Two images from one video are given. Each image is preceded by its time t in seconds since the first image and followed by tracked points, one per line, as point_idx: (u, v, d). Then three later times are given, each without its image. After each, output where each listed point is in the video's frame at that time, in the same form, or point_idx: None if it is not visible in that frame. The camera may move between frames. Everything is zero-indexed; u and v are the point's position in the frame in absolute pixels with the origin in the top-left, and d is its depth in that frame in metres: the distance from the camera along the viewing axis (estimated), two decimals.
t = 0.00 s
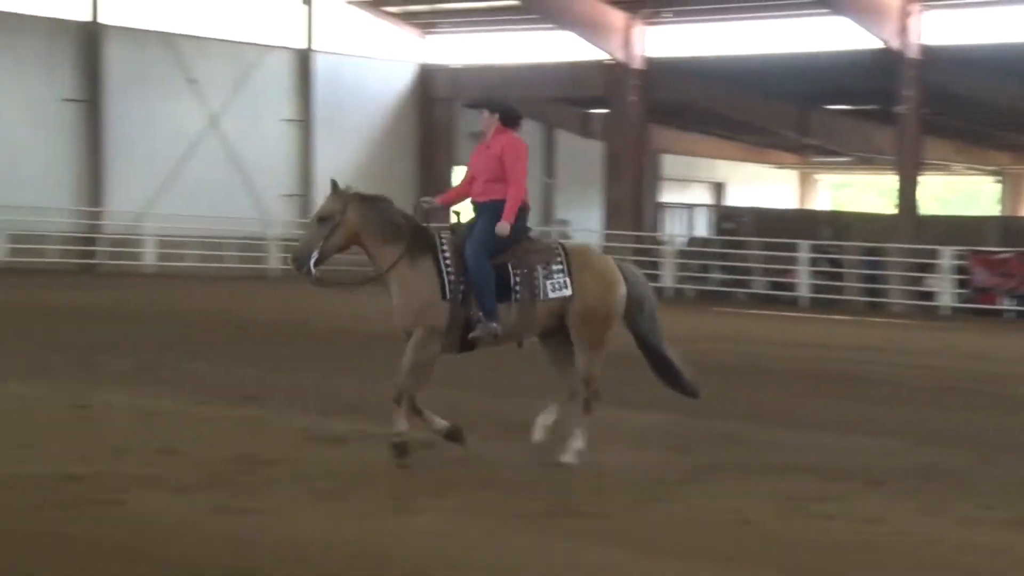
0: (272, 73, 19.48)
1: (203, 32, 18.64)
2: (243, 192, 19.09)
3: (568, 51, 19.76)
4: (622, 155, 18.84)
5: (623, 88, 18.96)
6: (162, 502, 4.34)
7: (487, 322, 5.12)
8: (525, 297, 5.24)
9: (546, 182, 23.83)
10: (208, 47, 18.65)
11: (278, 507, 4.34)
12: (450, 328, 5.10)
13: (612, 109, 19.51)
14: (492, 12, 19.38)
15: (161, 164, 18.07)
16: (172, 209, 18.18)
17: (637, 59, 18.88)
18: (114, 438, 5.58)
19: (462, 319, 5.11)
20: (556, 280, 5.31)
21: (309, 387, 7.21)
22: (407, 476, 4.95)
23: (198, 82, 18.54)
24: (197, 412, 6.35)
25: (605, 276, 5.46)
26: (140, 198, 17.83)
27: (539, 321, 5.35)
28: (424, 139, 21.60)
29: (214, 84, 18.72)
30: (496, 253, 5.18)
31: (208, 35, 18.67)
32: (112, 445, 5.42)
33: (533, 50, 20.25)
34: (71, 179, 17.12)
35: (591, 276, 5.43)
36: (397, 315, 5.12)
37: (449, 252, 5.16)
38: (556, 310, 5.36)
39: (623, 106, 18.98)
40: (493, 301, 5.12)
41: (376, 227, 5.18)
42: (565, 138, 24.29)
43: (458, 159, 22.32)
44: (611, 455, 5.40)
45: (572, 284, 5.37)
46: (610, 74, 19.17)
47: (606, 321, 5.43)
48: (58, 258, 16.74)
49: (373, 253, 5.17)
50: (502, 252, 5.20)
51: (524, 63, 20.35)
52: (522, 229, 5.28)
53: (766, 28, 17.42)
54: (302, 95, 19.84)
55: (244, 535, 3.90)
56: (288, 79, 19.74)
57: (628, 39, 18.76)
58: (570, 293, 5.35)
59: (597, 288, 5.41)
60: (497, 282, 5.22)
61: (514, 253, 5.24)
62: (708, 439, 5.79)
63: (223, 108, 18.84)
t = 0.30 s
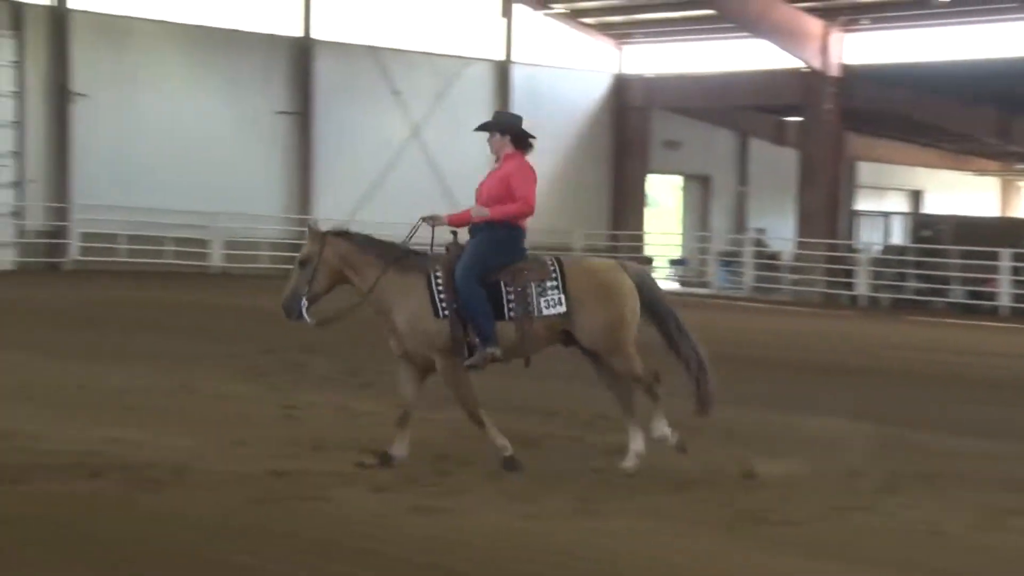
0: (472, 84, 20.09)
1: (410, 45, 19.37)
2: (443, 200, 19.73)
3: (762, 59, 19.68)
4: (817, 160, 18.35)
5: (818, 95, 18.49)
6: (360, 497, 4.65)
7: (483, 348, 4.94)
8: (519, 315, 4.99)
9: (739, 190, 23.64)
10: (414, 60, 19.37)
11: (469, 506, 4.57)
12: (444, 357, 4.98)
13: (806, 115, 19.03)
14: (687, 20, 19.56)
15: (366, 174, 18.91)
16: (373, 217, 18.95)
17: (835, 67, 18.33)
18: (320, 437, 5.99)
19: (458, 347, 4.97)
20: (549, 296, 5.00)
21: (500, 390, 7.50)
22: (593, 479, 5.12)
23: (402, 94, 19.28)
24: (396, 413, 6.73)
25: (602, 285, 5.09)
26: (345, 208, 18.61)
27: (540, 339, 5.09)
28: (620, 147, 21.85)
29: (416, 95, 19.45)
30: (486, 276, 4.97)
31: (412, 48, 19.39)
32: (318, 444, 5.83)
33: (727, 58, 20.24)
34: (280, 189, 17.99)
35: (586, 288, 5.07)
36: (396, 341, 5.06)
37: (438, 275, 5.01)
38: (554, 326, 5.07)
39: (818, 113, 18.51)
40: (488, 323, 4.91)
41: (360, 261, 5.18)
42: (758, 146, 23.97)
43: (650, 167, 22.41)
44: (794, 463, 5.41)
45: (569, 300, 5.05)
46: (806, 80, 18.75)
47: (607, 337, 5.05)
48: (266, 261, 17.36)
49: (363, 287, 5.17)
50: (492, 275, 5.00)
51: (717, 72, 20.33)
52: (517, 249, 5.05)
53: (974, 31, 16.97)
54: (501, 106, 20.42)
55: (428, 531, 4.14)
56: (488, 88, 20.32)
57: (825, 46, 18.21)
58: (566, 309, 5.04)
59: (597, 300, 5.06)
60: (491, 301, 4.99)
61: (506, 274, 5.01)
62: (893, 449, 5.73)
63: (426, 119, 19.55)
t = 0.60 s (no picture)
0: (642, 95, 20.14)
1: (581, 58, 19.59)
2: (612, 212, 19.75)
3: (943, 69, 19.26)
4: (997, 172, 17.54)
5: (999, 105, 17.83)
6: (535, 509, 4.75)
7: (442, 335, 4.93)
8: (486, 309, 4.98)
9: (915, 201, 22.92)
10: (583, 72, 19.55)
11: (645, 519, 4.62)
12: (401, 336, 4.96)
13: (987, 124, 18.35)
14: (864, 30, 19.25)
15: (536, 188, 19.10)
16: (552, 230, 19.15)
17: (1017, 76, 17.21)
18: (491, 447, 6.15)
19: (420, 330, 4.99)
20: (523, 296, 4.99)
21: (666, 403, 7.55)
22: (770, 495, 5.10)
23: (571, 107, 19.47)
24: (565, 425, 6.85)
25: (585, 292, 5.05)
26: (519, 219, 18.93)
27: (505, 339, 5.05)
28: (791, 155, 21.51)
29: (585, 109, 19.59)
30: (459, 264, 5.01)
31: (584, 60, 19.61)
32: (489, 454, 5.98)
33: (908, 68, 19.86)
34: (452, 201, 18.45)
35: (564, 291, 5.04)
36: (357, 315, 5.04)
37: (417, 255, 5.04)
38: (522, 329, 5.04)
39: (1000, 123, 17.76)
40: (451, 313, 4.93)
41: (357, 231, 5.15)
42: (937, 156, 23.12)
43: (823, 178, 21.90)
44: (969, 481, 5.29)
45: (543, 302, 5.02)
46: (988, 90, 18.12)
47: (576, 341, 5.02)
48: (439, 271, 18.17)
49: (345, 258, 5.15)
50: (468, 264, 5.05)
51: (896, 82, 19.85)
52: (498, 241, 5.11)
53: None
54: (671, 117, 20.38)
55: (605, 543, 4.21)
56: (658, 99, 20.31)
57: (1009, 53, 17.23)
58: (538, 311, 5.02)
59: (571, 305, 5.01)
60: (462, 293, 5.01)
61: (485, 268, 5.05)
62: None
63: (594, 132, 19.66)
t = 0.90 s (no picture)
0: (810, 107, 19.79)
1: (750, 70, 19.33)
2: (778, 226, 19.45)
3: None
4: None
5: None
6: (694, 523, 4.83)
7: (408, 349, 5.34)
8: (447, 319, 5.35)
9: None
10: (748, 84, 19.32)
11: (808, 536, 4.64)
12: (372, 351, 5.44)
13: None
14: None
15: (701, 201, 19.03)
16: (714, 243, 19.04)
17: None
18: (649, 461, 6.25)
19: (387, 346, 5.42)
20: (482, 299, 5.33)
21: (824, 418, 7.52)
22: (939, 513, 5.03)
23: (737, 118, 19.30)
24: (726, 439, 6.89)
25: (542, 287, 5.32)
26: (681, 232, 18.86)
27: (472, 343, 5.41)
28: (967, 170, 20.92)
29: (751, 121, 19.39)
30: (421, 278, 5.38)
31: (752, 72, 19.34)
32: (648, 467, 6.09)
33: None
34: (616, 214, 18.56)
35: (521, 289, 5.32)
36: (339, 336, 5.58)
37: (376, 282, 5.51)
38: (485, 330, 5.37)
39: None
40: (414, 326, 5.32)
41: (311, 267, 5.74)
42: None
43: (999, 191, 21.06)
44: None
45: (502, 303, 5.33)
46: None
47: (538, 337, 5.30)
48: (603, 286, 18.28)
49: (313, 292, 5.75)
50: (429, 277, 5.39)
51: None
52: (453, 254, 5.44)
53: None
54: (840, 129, 19.95)
55: (770, 557, 4.29)
56: (827, 111, 19.92)
57: None
58: (498, 312, 5.33)
59: (524, 303, 5.30)
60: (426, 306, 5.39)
61: (445, 278, 5.39)
62: None
63: (760, 144, 19.42)
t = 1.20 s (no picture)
0: (949, 120, 19.22)
1: (885, 83, 18.94)
2: (914, 241, 18.92)
3: None
4: None
5: None
6: (827, 542, 4.82)
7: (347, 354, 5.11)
8: (390, 329, 5.08)
9: None
10: (885, 97, 18.90)
11: (946, 557, 4.58)
12: (317, 351, 5.23)
13: None
14: None
15: (834, 215, 18.66)
16: (848, 258, 18.67)
17: None
18: (780, 478, 6.24)
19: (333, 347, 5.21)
20: (426, 313, 5.01)
21: (952, 436, 7.38)
22: None
23: (873, 132, 18.86)
24: (860, 457, 6.81)
25: (489, 304, 5.01)
26: (814, 247, 18.56)
27: (414, 356, 5.12)
28: None
29: (887, 135, 18.92)
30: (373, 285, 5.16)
31: (887, 85, 18.94)
32: (778, 486, 6.07)
33: None
34: (744, 229, 18.34)
35: (466, 305, 5.01)
36: (293, 335, 5.38)
37: (335, 278, 5.29)
38: (429, 343, 5.06)
39: None
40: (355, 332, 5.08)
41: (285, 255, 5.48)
42: None
43: None
44: None
45: (446, 319, 4.99)
46: None
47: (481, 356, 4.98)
48: (733, 301, 18.18)
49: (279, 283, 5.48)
50: (383, 284, 5.15)
51: None
52: (411, 261, 5.15)
53: None
54: (979, 142, 19.35)
55: None
56: (966, 124, 19.33)
57: None
58: (441, 326, 4.99)
59: (469, 320, 4.98)
60: (374, 312, 5.14)
61: (398, 286, 5.14)
62: None
63: (897, 158, 18.92)
